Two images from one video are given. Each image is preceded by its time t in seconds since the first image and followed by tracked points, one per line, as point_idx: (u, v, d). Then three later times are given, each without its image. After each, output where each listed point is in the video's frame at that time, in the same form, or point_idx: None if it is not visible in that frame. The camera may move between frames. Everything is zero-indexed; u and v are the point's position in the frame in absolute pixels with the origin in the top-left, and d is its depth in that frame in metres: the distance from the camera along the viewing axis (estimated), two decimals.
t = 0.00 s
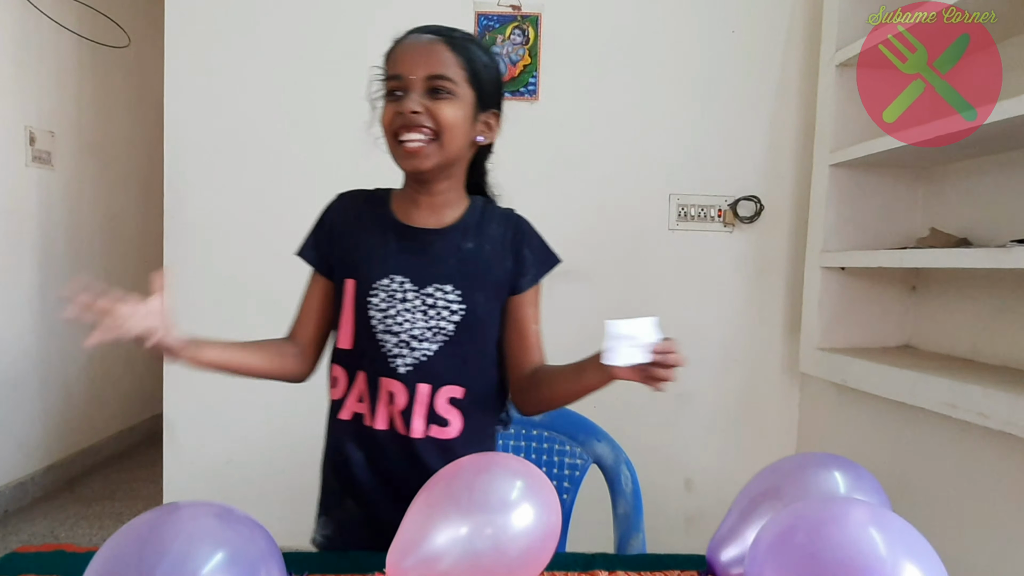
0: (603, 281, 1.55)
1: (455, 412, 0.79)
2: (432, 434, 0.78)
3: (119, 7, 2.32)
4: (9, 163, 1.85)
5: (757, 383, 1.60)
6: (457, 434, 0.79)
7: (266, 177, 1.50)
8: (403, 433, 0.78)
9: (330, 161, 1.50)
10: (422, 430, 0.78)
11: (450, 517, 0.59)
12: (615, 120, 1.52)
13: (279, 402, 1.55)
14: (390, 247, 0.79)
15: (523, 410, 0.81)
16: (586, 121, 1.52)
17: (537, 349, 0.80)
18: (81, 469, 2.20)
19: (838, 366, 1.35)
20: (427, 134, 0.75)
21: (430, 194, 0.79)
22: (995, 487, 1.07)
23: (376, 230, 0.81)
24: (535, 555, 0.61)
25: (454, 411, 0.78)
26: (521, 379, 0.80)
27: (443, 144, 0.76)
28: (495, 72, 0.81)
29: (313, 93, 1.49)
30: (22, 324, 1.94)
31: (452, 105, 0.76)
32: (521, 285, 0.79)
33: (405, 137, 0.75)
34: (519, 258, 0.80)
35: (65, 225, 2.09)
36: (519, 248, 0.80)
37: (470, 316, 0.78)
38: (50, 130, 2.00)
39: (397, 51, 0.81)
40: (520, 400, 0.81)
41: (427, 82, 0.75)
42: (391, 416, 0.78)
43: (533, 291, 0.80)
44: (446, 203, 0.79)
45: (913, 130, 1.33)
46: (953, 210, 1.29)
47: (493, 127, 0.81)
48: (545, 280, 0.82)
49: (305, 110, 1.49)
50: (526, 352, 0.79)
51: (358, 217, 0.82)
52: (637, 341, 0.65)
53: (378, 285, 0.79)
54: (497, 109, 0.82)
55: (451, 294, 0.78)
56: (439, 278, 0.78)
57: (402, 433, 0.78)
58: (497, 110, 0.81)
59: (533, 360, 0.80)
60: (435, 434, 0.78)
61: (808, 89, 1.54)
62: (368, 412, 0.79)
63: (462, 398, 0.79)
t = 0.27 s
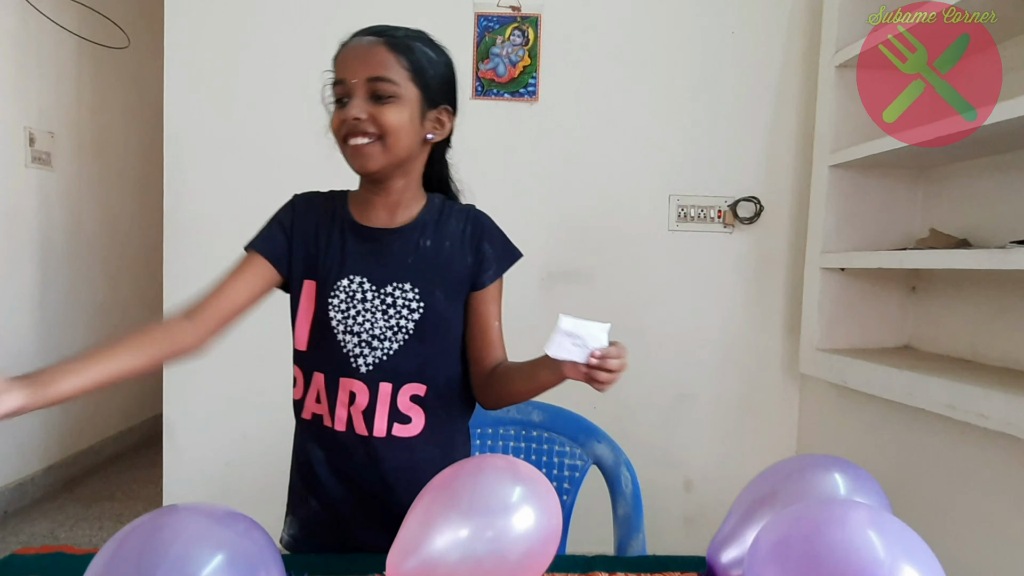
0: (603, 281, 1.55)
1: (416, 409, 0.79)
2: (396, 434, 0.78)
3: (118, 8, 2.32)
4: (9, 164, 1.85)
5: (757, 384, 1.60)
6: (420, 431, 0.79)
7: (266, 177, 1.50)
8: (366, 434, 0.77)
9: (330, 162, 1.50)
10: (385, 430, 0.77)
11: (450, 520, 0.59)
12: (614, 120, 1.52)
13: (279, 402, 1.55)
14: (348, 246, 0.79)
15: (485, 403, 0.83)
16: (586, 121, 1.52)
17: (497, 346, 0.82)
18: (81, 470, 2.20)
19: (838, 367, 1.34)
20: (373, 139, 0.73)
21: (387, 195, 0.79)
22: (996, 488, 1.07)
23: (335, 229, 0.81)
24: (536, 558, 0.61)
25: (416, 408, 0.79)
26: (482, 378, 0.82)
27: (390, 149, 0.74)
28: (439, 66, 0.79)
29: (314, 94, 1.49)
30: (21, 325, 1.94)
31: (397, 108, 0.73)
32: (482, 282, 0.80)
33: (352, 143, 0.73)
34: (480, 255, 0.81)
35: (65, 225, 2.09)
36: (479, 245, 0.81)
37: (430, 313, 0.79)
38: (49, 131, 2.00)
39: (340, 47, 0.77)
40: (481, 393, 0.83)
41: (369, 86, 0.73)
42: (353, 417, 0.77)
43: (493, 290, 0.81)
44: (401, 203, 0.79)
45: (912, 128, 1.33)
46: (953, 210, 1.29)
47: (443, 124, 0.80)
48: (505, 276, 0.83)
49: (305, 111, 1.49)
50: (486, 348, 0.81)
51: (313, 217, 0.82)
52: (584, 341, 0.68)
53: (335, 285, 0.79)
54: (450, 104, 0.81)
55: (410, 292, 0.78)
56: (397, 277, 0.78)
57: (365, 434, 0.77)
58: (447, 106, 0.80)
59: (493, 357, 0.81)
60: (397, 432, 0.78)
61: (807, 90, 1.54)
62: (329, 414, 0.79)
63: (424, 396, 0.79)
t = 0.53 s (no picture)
0: (603, 280, 1.55)
1: (413, 407, 0.78)
2: (392, 432, 0.77)
3: (118, 7, 2.32)
4: (8, 163, 1.84)
5: (757, 383, 1.60)
6: (416, 431, 0.79)
7: (266, 177, 1.50)
8: (362, 432, 0.77)
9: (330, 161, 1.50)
10: (382, 428, 0.77)
11: (451, 520, 0.59)
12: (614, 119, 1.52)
13: (279, 402, 1.54)
14: (345, 244, 0.79)
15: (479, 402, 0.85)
16: (586, 120, 1.52)
17: (492, 345, 0.84)
18: (80, 470, 2.20)
19: (838, 366, 1.34)
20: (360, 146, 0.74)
21: (380, 194, 0.79)
22: (996, 487, 1.07)
23: (330, 227, 0.80)
24: (537, 558, 0.61)
25: (413, 407, 0.78)
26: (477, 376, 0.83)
27: (379, 154, 0.75)
28: (420, 60, 0.79)
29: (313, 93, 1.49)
30: (21, 325, 1.94)
31: (380, 112, 0.74)
32: (479, 280, 0.82)
33: (340, 152, 0.74)
34: (477, 253, 0.82)
35: (64, 225, 2.09)
36: (476, 243, 0.82)
37: (428, 311, 0.79)
38: (49, 131, 1.99)
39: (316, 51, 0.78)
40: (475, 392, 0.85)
41: (350, 90, 0.73)
42: (349, 414, 0.77)
43: (490, 288, 0.83)
44: (396, 202, 0.80)
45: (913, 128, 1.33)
46: (953, 209, 1.29)
47: (429, 118, 0.81)
48: (500, 276, 0.84)
49: (305, 111, 1.49)
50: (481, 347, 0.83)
51: (306, 215, 0.81)
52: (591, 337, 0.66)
53: (332, 283, 0.78)
54: (433, 95, 0.82)
55: (408, 289, 0.78)
56: (395, 274, 0.79)
57: (361, 431, 0.77)
58: (431, 98, 0.81)
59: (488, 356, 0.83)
60: (394, 431, 0.77)
61: (807, 90, 1.54)
62: (323, 412, 0.78)
63: (422, 395, 0.79)
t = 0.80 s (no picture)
0: (602, 280, 1.55)
1: (417, 409, 0.79)
2: (395, 433, 0.77)
3: (118, 8, 2.32)
4: (7, 163, 1.84)
5: (756, 383, 1.60)
6: (419, 432, 0.79)
7: (265, 177, 1.50)
8: (366, 432, 0.77)
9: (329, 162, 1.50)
10: (385, 429, 0.77)
11: (448, 519, 0.59)
12: (614, 119, 1.52)
13: (278, 402, 1.54)
14: (349, 245, 0.79)
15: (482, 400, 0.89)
16: (585, 120, 1.52)
17: (495, 346, 0.87)
18: (79, 470, 2.20)
19: (838, 366, 1.34)
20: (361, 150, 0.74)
21: (385, 195, 0.79)
22: (996, 488, 1.07)
23: (333, 227, 0.80)
24: (536, 557, 0.61)
25: (417, 408, 0.79)
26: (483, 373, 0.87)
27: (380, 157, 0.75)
28: (418, 59, 0.79)
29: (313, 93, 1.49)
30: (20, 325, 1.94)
31: (381, 115, 0.74)
32: (483, 281, 0.83)
33: (342, 156, 0.74)
34: (480, 254, 0.83)
35: (63, 225, 2.09)
36: (479, 244, 0.83)
37: (432, 311, 0.80)
38: (48, 131, 1.99)
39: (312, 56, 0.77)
40: (478, 390, 0.88)
41: (351, 94, 0.73)
42: (353, 415, 0.77)
43: (492, 290, 0.85)
44: (398, 202, 0.80)
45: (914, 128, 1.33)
46: (952, 209, 1.29)
47: (429, 117, 0.81)
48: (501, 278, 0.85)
49: (304, 111, 1.49)
50: (485, 351, 0.86)
51: (308, 215, 0.80)
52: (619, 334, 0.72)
53: (336, 283, 0.78)
54: (432, 94, 0.82)
55: (412, 290, 0.79)
56: (399, 275, 0.79)
57: (365, 432, 0.77)
58: (431, 98, 0.81)
59: (492, 358, 0.86)
60: (397, 432, 0.77)
61: (807, 90, 1.54)
62: (327, 413, 0.78)
63: (426, 396, 0.79)
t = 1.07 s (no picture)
0: (602, 280, 1.55)
1: (408, 404, 0.79)
2: (387, 428, 0.77)
3: (117, 8, 2.32)
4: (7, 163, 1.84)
5: (756, 382, 1.60)
6: (411, 426, 0.79)
7: (265, 177, 1.50)
8: (357, 429, 0.77)
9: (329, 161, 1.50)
10: (376, 425, 0.77)
11: (448, 518, 0.59)
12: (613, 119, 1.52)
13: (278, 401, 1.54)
14: (334, 241, 0.78)
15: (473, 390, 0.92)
16: (585, 120, 1.52)
17: (484, 337, 0.90)
18: (79, 470, 2.19)
19: (837, 366, 1.34)
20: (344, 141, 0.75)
21: (367, 189, 0.79)
22: (995, 487, 1.07)
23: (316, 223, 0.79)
24: (535, 556, 0.61)
25: (408, 403, 0.79)
26: (475, 365, 0.90)
27: (362, 148, 0.76)
28: (404, 54, 0.80)
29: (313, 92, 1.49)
30: (20, 325, 1.94)
31: (363, 107, 0.75)
32: (469, 274, 0.84)
33: (324, 147, 0.75)
34: (465, 247, 0.83)
35: (63, 225, 2.09)
36: (464, 236, 0.84)
37: (419, 306, 0.80)
38: (47, 131, 1.99)
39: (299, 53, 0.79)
40: (469, 381, 0.91)
41: (335, 86, 0.74)
42: (343, 412, 0.76)
43: (477, 283, 0.86)
44: (382, 195, 0.80)
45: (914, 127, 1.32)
46: (952, 209, 1.29)
47: (415, 111, 0.81)
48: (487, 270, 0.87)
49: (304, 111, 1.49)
50: (479, 342, 0.89)
51: (290, 210, 0.79)
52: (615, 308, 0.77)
53: (322, 280, 0.78)
54: (418, 88, 0.82)
55: (400, 285, 0.79)
56: (387, 270, 0.78)
57: (356, 429, 0.77)
58: (416, 93, 0.81)
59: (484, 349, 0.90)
60: (389, 427, 0.78)
61: (806, 89, 1.54)
62: (317, 411, 0.77)
63: (416, 391, 0.80)
